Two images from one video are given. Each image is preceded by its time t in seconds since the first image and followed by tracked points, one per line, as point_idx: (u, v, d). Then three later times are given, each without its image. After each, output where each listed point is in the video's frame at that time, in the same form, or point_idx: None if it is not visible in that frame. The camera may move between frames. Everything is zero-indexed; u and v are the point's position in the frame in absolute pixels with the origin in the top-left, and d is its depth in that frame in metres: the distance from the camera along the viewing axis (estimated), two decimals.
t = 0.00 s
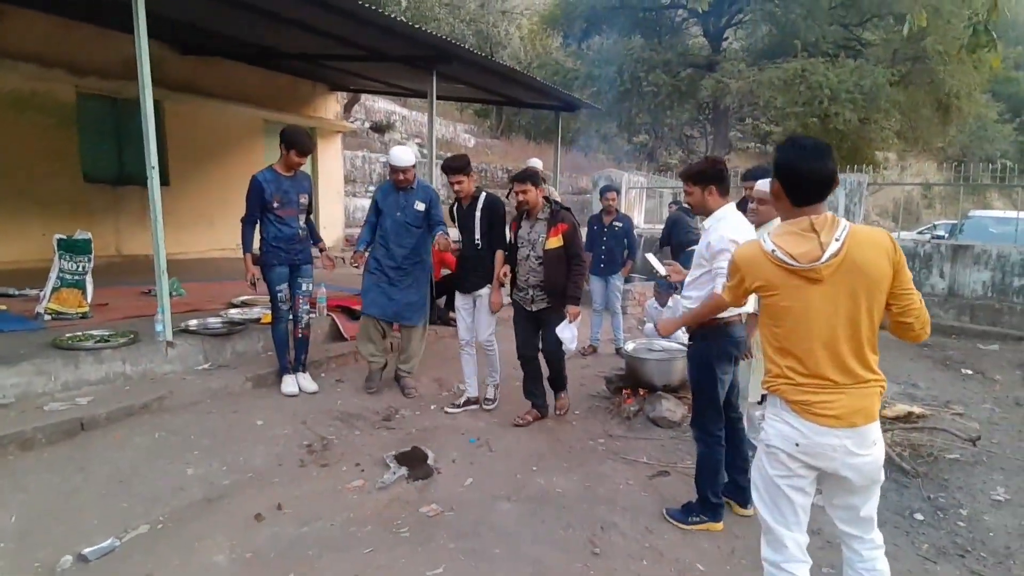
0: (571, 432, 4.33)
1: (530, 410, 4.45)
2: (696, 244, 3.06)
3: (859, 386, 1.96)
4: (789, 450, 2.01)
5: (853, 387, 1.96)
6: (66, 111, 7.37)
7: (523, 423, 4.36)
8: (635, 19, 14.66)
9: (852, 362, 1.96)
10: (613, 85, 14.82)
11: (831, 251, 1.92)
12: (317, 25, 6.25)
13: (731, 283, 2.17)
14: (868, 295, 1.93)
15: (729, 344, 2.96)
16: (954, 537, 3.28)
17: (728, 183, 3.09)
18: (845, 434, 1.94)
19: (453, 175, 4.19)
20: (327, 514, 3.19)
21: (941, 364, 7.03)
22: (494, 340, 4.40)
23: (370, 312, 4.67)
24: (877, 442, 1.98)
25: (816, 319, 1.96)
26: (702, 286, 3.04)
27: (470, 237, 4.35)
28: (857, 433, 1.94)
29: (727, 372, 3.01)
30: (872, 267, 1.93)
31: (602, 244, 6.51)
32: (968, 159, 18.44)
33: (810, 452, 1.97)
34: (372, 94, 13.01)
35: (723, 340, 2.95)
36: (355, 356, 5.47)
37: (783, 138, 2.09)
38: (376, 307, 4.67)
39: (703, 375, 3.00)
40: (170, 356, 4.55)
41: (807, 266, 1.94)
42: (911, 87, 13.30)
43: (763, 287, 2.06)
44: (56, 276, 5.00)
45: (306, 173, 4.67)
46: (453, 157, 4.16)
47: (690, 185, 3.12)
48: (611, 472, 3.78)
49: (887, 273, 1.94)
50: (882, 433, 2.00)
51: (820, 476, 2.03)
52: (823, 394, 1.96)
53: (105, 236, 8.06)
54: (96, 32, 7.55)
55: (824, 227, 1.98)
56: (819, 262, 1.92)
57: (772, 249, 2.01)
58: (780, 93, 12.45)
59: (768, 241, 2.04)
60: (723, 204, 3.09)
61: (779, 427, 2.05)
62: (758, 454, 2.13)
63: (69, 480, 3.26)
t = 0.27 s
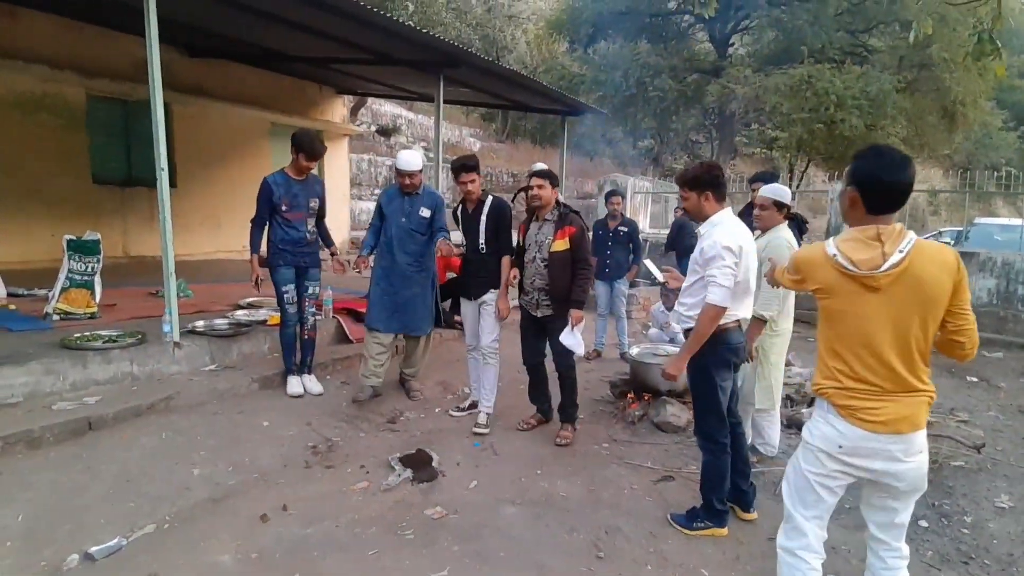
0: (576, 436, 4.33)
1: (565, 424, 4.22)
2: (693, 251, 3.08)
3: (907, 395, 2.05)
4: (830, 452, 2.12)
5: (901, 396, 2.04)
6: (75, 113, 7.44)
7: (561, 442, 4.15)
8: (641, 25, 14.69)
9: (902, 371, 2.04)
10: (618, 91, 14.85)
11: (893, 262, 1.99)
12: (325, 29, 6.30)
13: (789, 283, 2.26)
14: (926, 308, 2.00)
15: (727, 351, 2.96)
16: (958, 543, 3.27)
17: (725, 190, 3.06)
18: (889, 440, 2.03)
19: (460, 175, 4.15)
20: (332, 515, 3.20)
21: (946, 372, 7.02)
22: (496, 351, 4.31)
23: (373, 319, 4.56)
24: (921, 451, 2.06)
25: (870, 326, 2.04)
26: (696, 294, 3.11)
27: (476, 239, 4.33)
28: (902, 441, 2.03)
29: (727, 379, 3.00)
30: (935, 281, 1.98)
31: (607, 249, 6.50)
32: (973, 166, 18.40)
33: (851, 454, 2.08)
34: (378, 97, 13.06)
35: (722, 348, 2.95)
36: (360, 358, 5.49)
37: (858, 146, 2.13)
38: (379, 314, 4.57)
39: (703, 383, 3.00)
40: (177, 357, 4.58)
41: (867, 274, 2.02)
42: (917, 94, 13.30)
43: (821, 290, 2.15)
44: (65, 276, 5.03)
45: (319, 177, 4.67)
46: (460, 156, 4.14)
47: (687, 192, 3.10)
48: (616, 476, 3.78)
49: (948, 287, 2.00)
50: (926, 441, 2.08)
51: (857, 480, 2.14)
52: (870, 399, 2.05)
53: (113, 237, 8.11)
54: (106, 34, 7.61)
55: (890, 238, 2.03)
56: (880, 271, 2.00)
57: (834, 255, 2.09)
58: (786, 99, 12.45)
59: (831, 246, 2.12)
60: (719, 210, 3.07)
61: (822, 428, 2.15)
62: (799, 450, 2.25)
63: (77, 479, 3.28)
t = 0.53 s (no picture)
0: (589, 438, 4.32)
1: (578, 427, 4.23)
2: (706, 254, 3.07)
3: (954, 394, 2.14)
4: (872, 447, 2.21)
5: (948, 395, 2.13)
6: (95, 116, 7.57)
7: (573, 445, 4.15)
8: (654, 27, 14.67)
9: (951, 371, 2.13)
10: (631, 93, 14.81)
11: (953, 261, 2.09)
12: (341, 32, 6.36)
13: (845, 279, 2.33)
14: (979, 309, 2.10)
15: (744, 355, 2.95)
16: (973, 547, 3.24)
17: (739, 192, 3.06)
18: (933, 440, 2.12)
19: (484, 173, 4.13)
20: (346, 514, 3.23)
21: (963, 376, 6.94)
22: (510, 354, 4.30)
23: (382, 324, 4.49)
24: (961, 453, 2.16)
25: (926, 323, 2.13)
26: (709, 298, 3.08)
27: (491, 241, 4.29)
28: (946, 443, 2.13)
29: (746, 383, 2.99)
30: (988, 283, 2.09)
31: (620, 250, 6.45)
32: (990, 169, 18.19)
33: (892, 451, 2.18)
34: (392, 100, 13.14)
35: (737, 351, 2.95)
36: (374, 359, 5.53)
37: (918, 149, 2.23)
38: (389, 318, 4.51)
39: (719, 387, 2.99)
40: (195, 356, 4.63)
41: (929, 271, 2.10)
42: (933, 96, 13.18)
43: (879, 287, 2.22)
44: (86, 276, 5.12)
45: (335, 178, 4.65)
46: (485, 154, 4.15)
47: (700, 195, 3.11)
48: (628, 478, 3.78)
49: (1000, 290, 2.11)
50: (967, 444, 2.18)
51: (894, 479, 2.24)
52: (919, 397, 2.13)
53: (131, 238, 8.23)
54: (125, 38, 7.72)
55: (950, 239, 2.13)
56: (941, 269, 2.09)
57: (895, 252, 2.17)
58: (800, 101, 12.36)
59: (891, 244, 2.20)
60: (733, 212, 3.07)
61: (866, 423, 2.24)
62: (839, 441, 2.34)
63: (97, 476, 3.33)
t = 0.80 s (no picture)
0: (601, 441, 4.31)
1: (591, 431, 4.23)
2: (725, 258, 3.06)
3: (981, 399, 2.14)
4: (897, 449, 2.23)
5: (976, 400, 2.13)
6: (113, 121, 7.68)
7: (585, 449, 4.15)
8: (665, 29, 14.64)
9: (980, 375, 2.13)
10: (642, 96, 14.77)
11: (988, 265, 2.08)
12: (354, 37, 6.41)
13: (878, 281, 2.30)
14: (1010, 313, 2.11)
15: (764, 360, 2.93)
16: (993, 554, 3.20)
17: (762, 195, 3.05)
18: (955, 444, 2.13)
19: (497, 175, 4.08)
20: (360, 516, 3.25)
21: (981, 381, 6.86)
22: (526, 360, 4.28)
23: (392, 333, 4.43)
24: (985, 460, 2.15)
25: (959, 327, 2.12)
26: (729, 302, 3.04)
27: (507, 245, 4.22)
28: (970, 448, 2.13)
29: (765, 389, 2.97)
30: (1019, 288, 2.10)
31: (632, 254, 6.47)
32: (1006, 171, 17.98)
33: (915, 454, 2.19)
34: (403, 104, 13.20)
35: (757, 356, 2.93)
36: (387, 362, 5.55)
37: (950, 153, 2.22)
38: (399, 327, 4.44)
39: (738, 392, 2.97)
40: (210, 359, 4.68)
41: (966, 274, 2.09)
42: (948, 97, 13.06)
43: (914, 290, 2.19)
44: (104, 280, 5.19)
45: (336, 182, 4.60)
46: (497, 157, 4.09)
47: (721, 198, 3.09)
48: (642, 482, 3.77)
49: None
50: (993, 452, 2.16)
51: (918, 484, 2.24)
52: (947, 401, 2.13)
53: (147, 241, 8.33)
54: (142, 45, 7.83)
55: (984, 242, 2.12)
56: (978, 272, 2.08)
57: (933, 255, 2.15)
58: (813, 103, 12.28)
59: (927, 247, 2.18)
60: (755, 216, 3.05)
61: (893, 426, 2.26)
62: (873, 443, 2.37)
63: (115, 477, 3.37)
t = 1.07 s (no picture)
0: (610, 444, 4.31)
1: (600, 433, 4.23)
2: (745, 259, 3.04)
3: (1001, 400, 2.13)
4: (919, 451, 2.23)
5: (996, 401, 2.13)
6: (126, 125, 7.76)
7: (594, 451, 4.14)
8: (673, 31, 14.62)
9: (1001, 377, 2.13)
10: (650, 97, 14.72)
11: (1004, 268, 2.08)
12: (364, 41, 6.45)
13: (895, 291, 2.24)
14: None
15: (781, 362, 2.91)
16: (1008, 559, 3.17)
17: (783, 196, 3.02)
18: (977, 445, 2.12)
19: (504, 177, 3.96)
20: (369, 517, 3.26)
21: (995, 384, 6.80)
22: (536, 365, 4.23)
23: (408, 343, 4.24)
24: (1006, 460, 2.14)
25: (980, 332, 2.11)
26: (747, 303, 3.04)
27: (516, 248, 4.10)
28: (991, 448, 2.12)
29: (781, 391, 2.95)
30: None
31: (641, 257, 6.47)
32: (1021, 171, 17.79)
33: (937, 455, 2.17)
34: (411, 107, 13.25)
35: (774, 357, 2.91)
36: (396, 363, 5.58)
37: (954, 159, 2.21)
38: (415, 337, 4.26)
39: (754, 394, 2.95)
40: (221, 360, 4.72)
41: (985, 280, 2.08)
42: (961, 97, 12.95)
43: (936, 298, 2.15)
44: (117, 281, 5.24)
45: (330, 182, 4.56)
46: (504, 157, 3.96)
47: (742, 199, 3.06)
48: (651, 484, 3.76)
49: None
50: (1013, 451, 2.16)
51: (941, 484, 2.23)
52: (968, 404, 2.13)
53: (158, 243, 8.41)
54: (155, 49, 7.92)
55: (997, 246, 2.13)
56: (996, 276, 2.07)
57: (951, 262, 2.12)
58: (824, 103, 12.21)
59: (943, 253, 2.15)
60: (776, 218, 3.03)
61: (915, 427, 2.25)
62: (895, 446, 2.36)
63: (128, 477, 3.40)
